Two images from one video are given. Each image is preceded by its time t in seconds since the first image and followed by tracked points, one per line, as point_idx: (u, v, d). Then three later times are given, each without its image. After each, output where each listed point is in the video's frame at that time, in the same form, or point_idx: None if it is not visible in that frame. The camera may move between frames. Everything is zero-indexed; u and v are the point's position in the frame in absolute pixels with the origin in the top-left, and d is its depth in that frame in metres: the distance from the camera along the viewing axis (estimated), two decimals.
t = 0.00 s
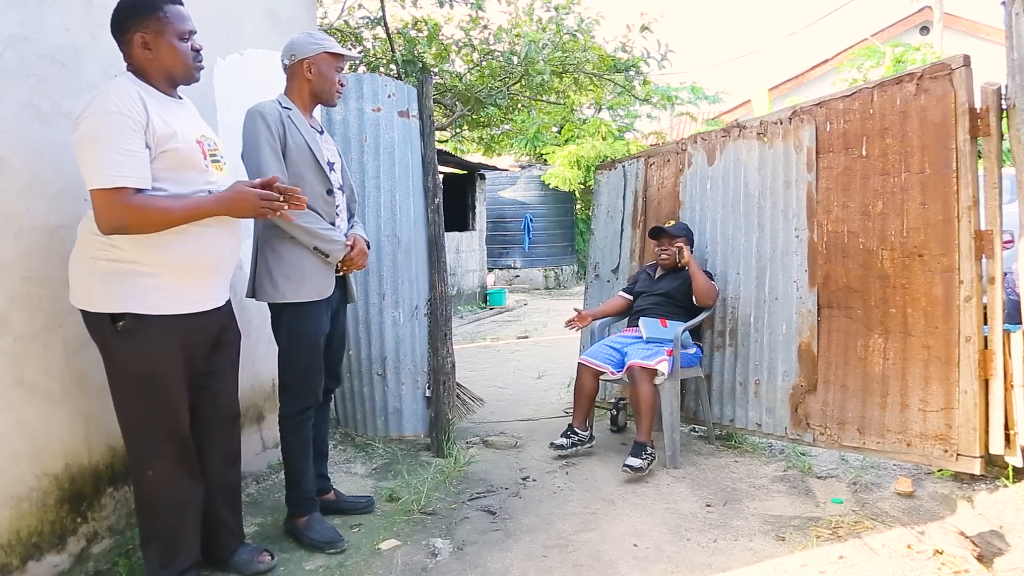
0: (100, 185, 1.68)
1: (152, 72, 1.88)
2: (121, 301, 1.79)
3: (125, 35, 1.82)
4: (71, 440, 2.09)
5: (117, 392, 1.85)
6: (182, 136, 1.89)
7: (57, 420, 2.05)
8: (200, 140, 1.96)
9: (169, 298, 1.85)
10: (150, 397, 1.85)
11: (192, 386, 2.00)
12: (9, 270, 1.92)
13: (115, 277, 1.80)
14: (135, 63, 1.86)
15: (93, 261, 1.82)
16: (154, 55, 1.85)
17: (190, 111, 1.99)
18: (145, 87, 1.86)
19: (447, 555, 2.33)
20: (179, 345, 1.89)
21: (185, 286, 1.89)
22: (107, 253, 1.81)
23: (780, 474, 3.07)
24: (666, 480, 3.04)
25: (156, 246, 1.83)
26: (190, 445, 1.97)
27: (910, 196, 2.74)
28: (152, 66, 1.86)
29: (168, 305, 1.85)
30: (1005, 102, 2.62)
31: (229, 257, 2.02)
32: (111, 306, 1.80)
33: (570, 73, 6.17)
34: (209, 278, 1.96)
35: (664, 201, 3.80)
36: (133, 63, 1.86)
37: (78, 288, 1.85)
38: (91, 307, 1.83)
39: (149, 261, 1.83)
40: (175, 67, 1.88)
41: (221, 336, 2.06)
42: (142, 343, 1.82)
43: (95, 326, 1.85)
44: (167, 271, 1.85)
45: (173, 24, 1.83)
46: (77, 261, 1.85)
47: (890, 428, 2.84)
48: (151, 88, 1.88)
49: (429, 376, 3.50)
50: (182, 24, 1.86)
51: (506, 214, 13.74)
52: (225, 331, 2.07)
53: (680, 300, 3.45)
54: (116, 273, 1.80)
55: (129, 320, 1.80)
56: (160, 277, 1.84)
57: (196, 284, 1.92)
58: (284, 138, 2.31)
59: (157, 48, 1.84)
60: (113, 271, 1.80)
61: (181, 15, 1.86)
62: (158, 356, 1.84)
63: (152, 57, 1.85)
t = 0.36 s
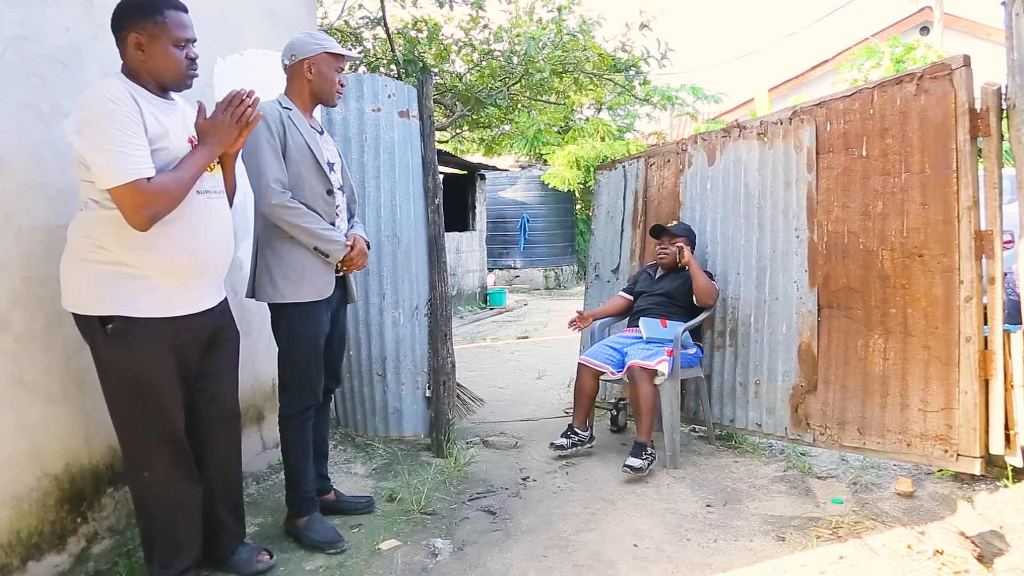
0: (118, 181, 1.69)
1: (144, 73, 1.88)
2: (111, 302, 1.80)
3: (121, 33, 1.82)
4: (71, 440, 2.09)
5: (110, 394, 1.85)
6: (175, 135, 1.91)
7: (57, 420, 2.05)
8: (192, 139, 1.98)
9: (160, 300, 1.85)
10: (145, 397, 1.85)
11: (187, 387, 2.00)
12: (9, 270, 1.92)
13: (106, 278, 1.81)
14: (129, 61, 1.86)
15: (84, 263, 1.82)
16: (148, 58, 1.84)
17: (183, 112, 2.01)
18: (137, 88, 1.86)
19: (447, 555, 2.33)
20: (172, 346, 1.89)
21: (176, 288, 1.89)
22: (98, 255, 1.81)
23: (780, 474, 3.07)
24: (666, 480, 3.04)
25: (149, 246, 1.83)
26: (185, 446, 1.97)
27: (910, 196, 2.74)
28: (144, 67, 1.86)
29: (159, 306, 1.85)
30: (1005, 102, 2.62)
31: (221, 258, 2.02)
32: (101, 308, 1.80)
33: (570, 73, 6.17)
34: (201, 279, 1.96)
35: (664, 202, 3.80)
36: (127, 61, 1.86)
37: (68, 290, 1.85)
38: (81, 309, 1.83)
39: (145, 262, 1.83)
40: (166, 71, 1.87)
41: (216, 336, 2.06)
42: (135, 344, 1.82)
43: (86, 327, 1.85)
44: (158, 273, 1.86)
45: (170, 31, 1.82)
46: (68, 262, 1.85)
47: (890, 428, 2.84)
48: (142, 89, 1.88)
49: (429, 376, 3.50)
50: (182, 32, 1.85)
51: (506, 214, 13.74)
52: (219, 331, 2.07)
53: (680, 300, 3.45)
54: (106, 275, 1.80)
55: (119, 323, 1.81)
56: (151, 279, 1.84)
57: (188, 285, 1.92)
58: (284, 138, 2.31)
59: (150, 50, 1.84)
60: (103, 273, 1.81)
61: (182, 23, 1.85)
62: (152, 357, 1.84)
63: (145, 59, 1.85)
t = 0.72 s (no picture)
0: (130, 175, 1.69)
1: (144, 74, 1.88)
2: (111, 301, 1.80)
3: (121, 36, 1.83)
4: (71, 440, 2.09)
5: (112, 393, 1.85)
6: (176, 133, 1.91)
7: (57, 420, 2.05)
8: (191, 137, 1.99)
9: (161, 299, 1.85)
10: (146, 398, 1.85)
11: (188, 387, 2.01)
12: (9, 270, 1.92)
13: (107, 278, 1.81)
14: (129, 63, 1.87)
15: (85, 262, 1.83)
16: (146, 58, 1.84)
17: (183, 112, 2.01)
18: (138, 89, 1.86)
19: (447, 555, 2.33)
20: (175, 346, 1.90)
21: (177, 287, 1.89)
22: (99, 254, 1.82)
23: (781, 474, 3.07)
24: (666, 480, 3.04)
25: (151, 246, 1.83)
26: (187, 446, 1.97)
27: (910, 196, 2.74)
28: (144, 68, 1.86)
29: (159, 305, 1.85)
30: (1005, 102, 2.62)
31: (222, 256, 2.02)
32: (102, 307, 1.80)
33: (570, 73, 6.16)
34: (203, 278, 1.96)
35: (664, 202, 3.80)
36: (128, 64, 1.87)
37: (70, 289, 1.86)
38: (83, 308, 1.83)
39: (146, 261, 1.83)
40: (164, 73, 1.87)
41: (218, 336, 2.06)
42: (136, 343, 1.82)
43: (87, 326, 1.86)
44: (159, 272, 1.85)
45: (168, 32, 1.82)
46: (70, 261, 1.86)
47: (890, 428, 2.83)
48: (142, 90, 1.88)
49: (429, 376, 3.51)
50: (180, 34, 1.85)
51: (506, 214, 13.74)
52: (221, 331, 2.07)
53: (680, 300, 3.45)
54: (107, 274, 1.80)
55: (120, 322, 1.81)
56: (152, 278, 1.84)
57: (189, 284, 1.92)
58: (284, 138, 2.32)
59: (149, 52, 1.84)
60: (105, 273, 1.81)
61: (181, 26, 1.85)
62: (154, 357, 1.85)
63: (143, 61, 1.85)
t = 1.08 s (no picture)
0: (131, 173, 1.69)
1: (155, 75, 1.87)
2: (119, 300, 1.80)
3: (131, 37, 1.83)
4: (71, 441, 2.09)
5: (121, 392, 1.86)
6: (183, 134, 1.91)
7: (58, 420, 2.05)
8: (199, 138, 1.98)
9: (168, 297, 1.85)
10: (153, 396, 1.86)
11: (194, 386, 2.01)
12: (9, 270, 1.92)
13: (115, 276, 1.81)
14: (139, 65, 1.87)
15: (94, 261, 1.83)
16: (156, 58, 1.84)
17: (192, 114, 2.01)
18: (148, 89, 1.86)
19: (447, 555, 2.33)
20: (183, 345, 1.90)
21: (185, 285, 1.89)
22: (108, 253, 1.82)
23: (781, 474, 3.07)
24: (666, 480, 3.04)
25: (160, 244, 1.83)
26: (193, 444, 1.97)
27: (910, 196, 2.74)
28: (154, 69, 1.86)
29: (168, 303, 1.85)
30: (1005, 102, 2.62)
31: (229, 255, 2.02)
32: (111, 305, 1.81)
33: (570, 73, 6.16)
34: (211, 276, 1.96)
35: (664, 202, 3.80)
36: (137, 65, 1.87)
37: (79, 287, 1.86)
38: (92, 307, 1.83)
39: (155, 258, 1.83)
40: (174, 73, 1.87)
41: (224, 336, 2.06)
42: (144, 342, 1.82)
43: (96, 325, 1.87)
44: (167, 270, 1.85)
45: (178, 32, 1.83)
46: (80, 260, 1.86)
47: (890, 428, 2.84)
48: (152, 91, 1.88)
49: (429, 376, 3.51)
50: (189, 35, 1.86)
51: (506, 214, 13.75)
52: (226, 330, 2.07)
53: (680, 300, 3.44)
54: (116, 272, 1.81)
55: (128, 320, 1.81)
56: (160, 276, 1.84)
57: (197, 282, 1.92)
58: (284, 138, 2.32)
59: (159, 52, 1.84)
60: (113, 271, 1.81)
61: (190, 26, 1.85)
62: (160, 356, 1.85)
63: (153, 61, 1.85)
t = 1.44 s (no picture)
0: (131, 173, 1.69)
1: (158, 76, 1.88)
2: (123, 299, 1.80)
3: (134, 38, 1.83)
4: (71, 441, 2.09)
5: (126, 390, 1.86)
6: (187, 134, 1.91)
7: (58, 420, 2.05)
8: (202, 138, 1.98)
9: (172, 296, 1.85)
10: (156, 396, 1.86)
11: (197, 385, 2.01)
12: (9, 270, 1.92)
13: (119, 274, 1.81)
14: (142, 65, 1.87)
15: (98, 259, 1.83)
16: (159, 59, 1.84)
17: (195, 113, 2.01)
18: (151, 90, 1.86)
19: (447, 555, 2.33)
20: (186, 345, 1.90)
21: (190, 284, 1.89)
22: (113, 250, 1.82)
23: (781, 474, 3.08)
24: (666, 480, 3.04)
25: (163, 242, 1.83)
26: (196, 443, 1.97)
27: (910, 196, 2.74)
28: (157, 70, 1.86)
29: (171, 302, 1.85)
30: (1005, 102, 2.62)
31: (234, 254, 2.01)
32: (115, 304, 1.81)
33: (570, 73, 6.16)
34: (216, 275, 1.96)
35: (664, 202, 3.80)
36: (140, 66, 1.87)
37: (84, 286, 1.86)
38: (96, 305, 1.84)
39: (159, 257, 1.83)
40: (178, 74, 1.87)
41: (227, 335, 2.06)
42: (147, 341, 1.82)
43: (100, 323, 1.87)
44: (171, 269, 1.85)
45: (181, 32, 1.83)
46: (85, 257, 1.86)
47: (890, 428, 2.84)
48: (155, 91, 1.88)
49: (428, 376, 3.51)
50: (192, 35, 1.86)
51: (506, 214, 13.75)
52: (230, 330, 2.07)
53: (680, 300, 3.44)
54: (120, 271, 1.81)
55: (132, 319, 1.81)
56: (164, 275, 1.84)
57: (201, 280, 1.91)
58: (275, 139, 2.33)
59: (162, 53, 1.84)
60: (118, 269, 1.81)
61: (193, 27, 1.85)
62: (163, 355, 1.85)
63: (156, 61, 1.85)
